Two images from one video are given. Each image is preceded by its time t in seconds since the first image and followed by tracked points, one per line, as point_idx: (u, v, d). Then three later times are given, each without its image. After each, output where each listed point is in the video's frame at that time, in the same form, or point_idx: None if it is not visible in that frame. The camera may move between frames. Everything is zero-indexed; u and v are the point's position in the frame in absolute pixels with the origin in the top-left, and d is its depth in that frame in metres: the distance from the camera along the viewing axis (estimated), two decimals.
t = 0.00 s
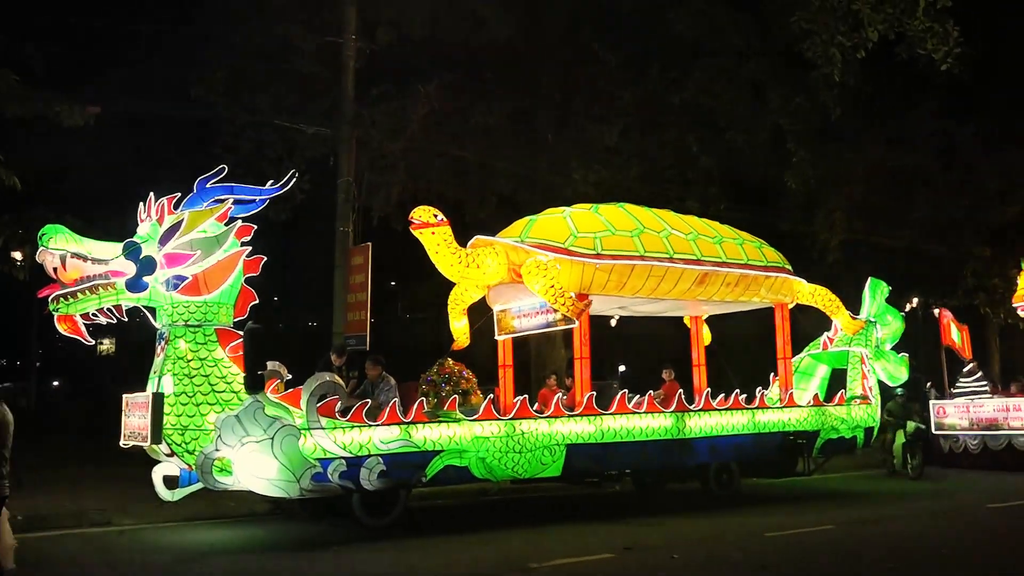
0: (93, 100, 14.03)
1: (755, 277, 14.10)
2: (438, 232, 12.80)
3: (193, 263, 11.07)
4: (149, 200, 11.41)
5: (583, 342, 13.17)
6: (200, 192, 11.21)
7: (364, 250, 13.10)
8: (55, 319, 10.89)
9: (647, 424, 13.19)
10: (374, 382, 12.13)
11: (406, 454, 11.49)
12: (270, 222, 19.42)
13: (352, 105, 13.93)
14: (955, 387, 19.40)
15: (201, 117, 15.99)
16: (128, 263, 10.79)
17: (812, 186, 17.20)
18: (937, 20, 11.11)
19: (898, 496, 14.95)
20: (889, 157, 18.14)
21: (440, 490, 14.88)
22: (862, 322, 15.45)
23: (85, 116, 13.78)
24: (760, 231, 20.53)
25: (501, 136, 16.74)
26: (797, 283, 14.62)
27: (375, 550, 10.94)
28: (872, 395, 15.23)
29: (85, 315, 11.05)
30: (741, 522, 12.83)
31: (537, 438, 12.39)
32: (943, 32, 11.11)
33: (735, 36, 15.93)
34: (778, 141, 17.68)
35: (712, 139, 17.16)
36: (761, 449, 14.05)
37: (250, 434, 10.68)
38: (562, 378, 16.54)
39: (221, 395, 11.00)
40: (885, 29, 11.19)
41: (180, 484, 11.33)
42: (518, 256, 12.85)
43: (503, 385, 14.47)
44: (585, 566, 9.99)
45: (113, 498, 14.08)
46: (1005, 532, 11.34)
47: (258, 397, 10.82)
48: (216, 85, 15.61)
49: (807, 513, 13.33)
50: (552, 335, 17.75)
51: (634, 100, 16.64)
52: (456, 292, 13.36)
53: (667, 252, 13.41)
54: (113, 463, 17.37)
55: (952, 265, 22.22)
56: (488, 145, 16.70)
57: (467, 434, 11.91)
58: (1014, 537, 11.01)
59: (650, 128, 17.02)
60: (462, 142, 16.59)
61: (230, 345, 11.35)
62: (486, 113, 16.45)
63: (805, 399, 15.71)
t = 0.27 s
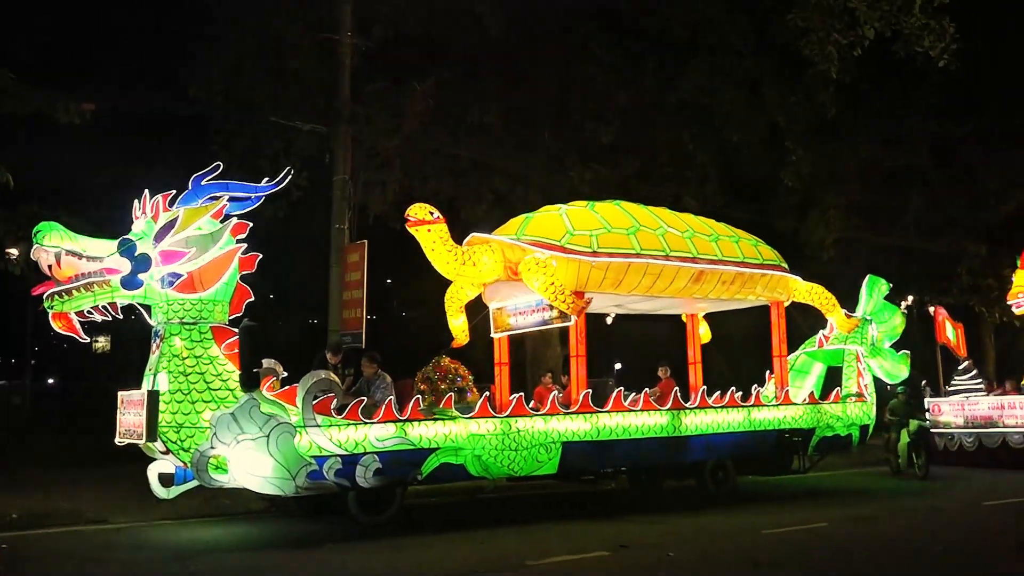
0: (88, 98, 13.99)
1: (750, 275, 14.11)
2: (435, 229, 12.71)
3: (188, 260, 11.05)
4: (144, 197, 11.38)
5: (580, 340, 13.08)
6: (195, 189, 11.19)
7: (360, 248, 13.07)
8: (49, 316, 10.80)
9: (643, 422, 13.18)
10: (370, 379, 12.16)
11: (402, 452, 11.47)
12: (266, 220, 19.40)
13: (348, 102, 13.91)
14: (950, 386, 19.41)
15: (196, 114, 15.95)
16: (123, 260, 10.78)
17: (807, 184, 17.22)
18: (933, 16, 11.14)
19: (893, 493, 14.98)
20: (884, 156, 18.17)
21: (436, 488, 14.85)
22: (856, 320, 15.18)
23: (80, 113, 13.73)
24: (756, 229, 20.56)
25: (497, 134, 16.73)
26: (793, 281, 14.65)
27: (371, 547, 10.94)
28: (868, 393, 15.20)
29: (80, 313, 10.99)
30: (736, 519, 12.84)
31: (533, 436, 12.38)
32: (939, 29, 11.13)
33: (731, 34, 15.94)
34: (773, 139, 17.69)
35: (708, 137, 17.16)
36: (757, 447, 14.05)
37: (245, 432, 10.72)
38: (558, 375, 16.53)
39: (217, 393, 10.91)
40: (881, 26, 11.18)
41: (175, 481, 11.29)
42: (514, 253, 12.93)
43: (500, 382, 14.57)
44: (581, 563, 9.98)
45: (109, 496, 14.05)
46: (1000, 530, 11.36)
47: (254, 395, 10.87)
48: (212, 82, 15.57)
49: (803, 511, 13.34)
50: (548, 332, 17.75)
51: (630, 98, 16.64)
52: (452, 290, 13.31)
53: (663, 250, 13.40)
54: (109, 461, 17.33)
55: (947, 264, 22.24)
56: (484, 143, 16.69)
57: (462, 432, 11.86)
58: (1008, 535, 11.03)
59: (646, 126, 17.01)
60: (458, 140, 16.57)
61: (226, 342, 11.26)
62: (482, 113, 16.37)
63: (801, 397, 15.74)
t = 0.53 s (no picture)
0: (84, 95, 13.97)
1: (746, 273, 14.14)
2: (430, 227, 12.63)
3: (184, 258, 11.01)
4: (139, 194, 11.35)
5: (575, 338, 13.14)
6: (190, 186, 11.17)
7: (355, 246, 13.16)
8: (44, 314, 10.79)
9: (638, 420, 13.19)
10: (366, 377, 12.13)
11: (398, 449, 11.47)
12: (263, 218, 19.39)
13: (344, 99, 13.91)
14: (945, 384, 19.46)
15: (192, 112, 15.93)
16: (118, 258, 10.78)
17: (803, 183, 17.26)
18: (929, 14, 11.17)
19: (888, 491, 15.03)
20: (879, 154, 18.22)
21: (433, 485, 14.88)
22: (851, 319, 15.20)
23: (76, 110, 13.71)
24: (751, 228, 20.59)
25: (493, 132, 16.74)
26: (788, 280, 14.73)
27: (367, 545, 10.94)
28: (864, 391, 15.30)
29: (75, 310, 10.99)
30: (731, 517, 12.87)
31: (529, 433, 12.40)
32: (935, 27, 11.16)
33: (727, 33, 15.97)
34: (769, 137, 17.73)
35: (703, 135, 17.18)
36: (752, 445, 14.08)
37: (240, 429, 10.66)
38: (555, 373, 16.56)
39: (212, 390, 10.91)
40: (878, 24, 11.19)
41: (171, 479, 11.27)
42: (510, 251, 12.87)
43: (496, 380, 14.61)
44: (576, 561, 9.98)
45: (105, 494, 14.03)
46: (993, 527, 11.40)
47: (249, 392, 10.79)
48: (208, 80, 15.55)
49: (798, 508, 13.38)
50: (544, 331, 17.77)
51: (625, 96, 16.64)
52: (449, 288, 13.33)
53: (659, 248, 13.39)
54: (104, 459, 17.30)
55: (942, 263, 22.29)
56: (481, 141, 16.70)
57: (458, 430, 11.86)
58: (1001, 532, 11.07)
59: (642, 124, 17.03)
60: (454, 138, 16.58)
61: (221, 340, 11.25)
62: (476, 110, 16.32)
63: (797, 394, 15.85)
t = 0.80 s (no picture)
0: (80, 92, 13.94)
1: (743, 271, 14.14)
2: (426, 225, 12.55)
3: (180, 255, 11.00)
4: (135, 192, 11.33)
5: (571, 335, 13.05)
6: (186, 183, 11.15)
7: (352, 243, 13.10)
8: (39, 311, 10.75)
9: (635, 418, 13.20)
10: (362, 375, 12.12)
11: (394, 448, 11.47)
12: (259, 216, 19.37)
13: (341, 97, 13.90)
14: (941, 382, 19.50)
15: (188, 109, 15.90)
16: (114, 255, 10.72)
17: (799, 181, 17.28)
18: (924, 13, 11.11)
19: (884, 489, 15.05)
20: (875, 152, 18.24)
21: (429, 483, 14.92)
22: (846, 317, 15.17)
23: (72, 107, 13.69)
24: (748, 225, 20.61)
25: (490, 130, 16.74)
26: (785, 278, 14.75)
27: (363, 543, 10.94)
28: (859, 389, 15.28)
29: (71, 308, 10.94)
30: (728, 515, 12.88)
31: (526, 431, 12.40)
32: (929, 26, 11.10)
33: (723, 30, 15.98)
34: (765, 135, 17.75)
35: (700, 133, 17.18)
36: (748, 443, 14.10)
37: (236, 427, 10.64)
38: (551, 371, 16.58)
39: (209, 388, 10.95)
40: (874, 22, 11.20)
41: (166, 477, 11.24)
42: (506, 248, 12.89)
43: (493, 378, 14.54)
44: (574, 558, 10.01)
45: (101, 492, 14.01)
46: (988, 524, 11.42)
47: (246, 390, 10.80)
48: (204, 77, 15.53)
49: (794, 506, 13.39)
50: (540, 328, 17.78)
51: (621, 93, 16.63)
52: (445, 286, 13.33)
53: (655, 246, 13.40)
54: (99, 457, 17.27)
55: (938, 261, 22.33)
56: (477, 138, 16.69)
57: (454, 428, 11.86)
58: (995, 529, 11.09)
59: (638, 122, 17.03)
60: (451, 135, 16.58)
61: (217, 338, 11.25)
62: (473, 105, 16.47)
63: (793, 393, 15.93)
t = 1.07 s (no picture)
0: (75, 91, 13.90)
1: (738, 270, 14.17)
2: (421, 225, 12.44)
3: (175, 255, 10.99)
4: (130, 191, 11.30)
5: (567, 334, 13.17)
6: (182, 182, 11.13)
7: (347, 242, 13.14)
8: (34, 311, 10.71)
9: (630, 417, 13.20)
10: (358, 374, 12.07)
11: (390, 447, 11.46)
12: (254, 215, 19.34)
13: (337, 96, 13.89)
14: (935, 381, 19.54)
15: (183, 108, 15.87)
16: (109, 255, 10.73)
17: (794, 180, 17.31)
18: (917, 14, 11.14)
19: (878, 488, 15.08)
20: (870, 152, 18.28)
21: (425, 482, 14.95)
22: (841, 316, 15.29)
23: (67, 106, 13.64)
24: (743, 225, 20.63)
25: (485, 129, 16.74)
26: (780, 278, 14.80)
27: (359, 542, 10.93)
28: (854, 388, 15.43)
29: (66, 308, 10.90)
30: (723, 514, 12.89)
31: (522, 431, 12.40)
32: (922, 27, 11.13)
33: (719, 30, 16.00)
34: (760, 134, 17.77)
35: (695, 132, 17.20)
36: (743, 442, 14.11)
37: (232, 426, 10.64)
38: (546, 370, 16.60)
39: (204, 387, 10.90)
40: (868, 22, 11.22)
41: (162, 477, 11.18)
42: (502, 248, 12.80)
43: (489, 376, 14.54)
44: (570, 557, 10.02)
45: (95, 492, 13.96)
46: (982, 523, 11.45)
47: (241, 390, 10.74)
48: (200, 76, 15.49)
49: (789, 505, 13.41)
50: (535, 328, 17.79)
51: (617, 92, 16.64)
52: (441, 285, 13.33)
53: (651, 245, 13.43)
54: (94, 458, 17.21)
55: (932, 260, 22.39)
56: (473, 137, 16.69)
57: (450, 427, 11.86)
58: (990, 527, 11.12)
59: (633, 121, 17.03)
60: (446, 135, 16.58)
61: (212, 337, 11.21)
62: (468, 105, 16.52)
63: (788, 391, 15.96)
